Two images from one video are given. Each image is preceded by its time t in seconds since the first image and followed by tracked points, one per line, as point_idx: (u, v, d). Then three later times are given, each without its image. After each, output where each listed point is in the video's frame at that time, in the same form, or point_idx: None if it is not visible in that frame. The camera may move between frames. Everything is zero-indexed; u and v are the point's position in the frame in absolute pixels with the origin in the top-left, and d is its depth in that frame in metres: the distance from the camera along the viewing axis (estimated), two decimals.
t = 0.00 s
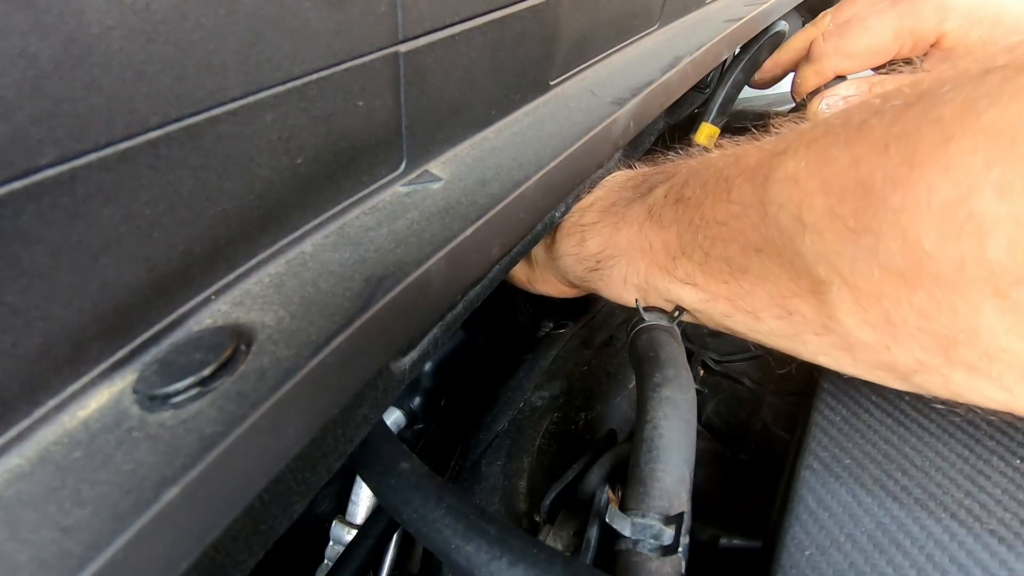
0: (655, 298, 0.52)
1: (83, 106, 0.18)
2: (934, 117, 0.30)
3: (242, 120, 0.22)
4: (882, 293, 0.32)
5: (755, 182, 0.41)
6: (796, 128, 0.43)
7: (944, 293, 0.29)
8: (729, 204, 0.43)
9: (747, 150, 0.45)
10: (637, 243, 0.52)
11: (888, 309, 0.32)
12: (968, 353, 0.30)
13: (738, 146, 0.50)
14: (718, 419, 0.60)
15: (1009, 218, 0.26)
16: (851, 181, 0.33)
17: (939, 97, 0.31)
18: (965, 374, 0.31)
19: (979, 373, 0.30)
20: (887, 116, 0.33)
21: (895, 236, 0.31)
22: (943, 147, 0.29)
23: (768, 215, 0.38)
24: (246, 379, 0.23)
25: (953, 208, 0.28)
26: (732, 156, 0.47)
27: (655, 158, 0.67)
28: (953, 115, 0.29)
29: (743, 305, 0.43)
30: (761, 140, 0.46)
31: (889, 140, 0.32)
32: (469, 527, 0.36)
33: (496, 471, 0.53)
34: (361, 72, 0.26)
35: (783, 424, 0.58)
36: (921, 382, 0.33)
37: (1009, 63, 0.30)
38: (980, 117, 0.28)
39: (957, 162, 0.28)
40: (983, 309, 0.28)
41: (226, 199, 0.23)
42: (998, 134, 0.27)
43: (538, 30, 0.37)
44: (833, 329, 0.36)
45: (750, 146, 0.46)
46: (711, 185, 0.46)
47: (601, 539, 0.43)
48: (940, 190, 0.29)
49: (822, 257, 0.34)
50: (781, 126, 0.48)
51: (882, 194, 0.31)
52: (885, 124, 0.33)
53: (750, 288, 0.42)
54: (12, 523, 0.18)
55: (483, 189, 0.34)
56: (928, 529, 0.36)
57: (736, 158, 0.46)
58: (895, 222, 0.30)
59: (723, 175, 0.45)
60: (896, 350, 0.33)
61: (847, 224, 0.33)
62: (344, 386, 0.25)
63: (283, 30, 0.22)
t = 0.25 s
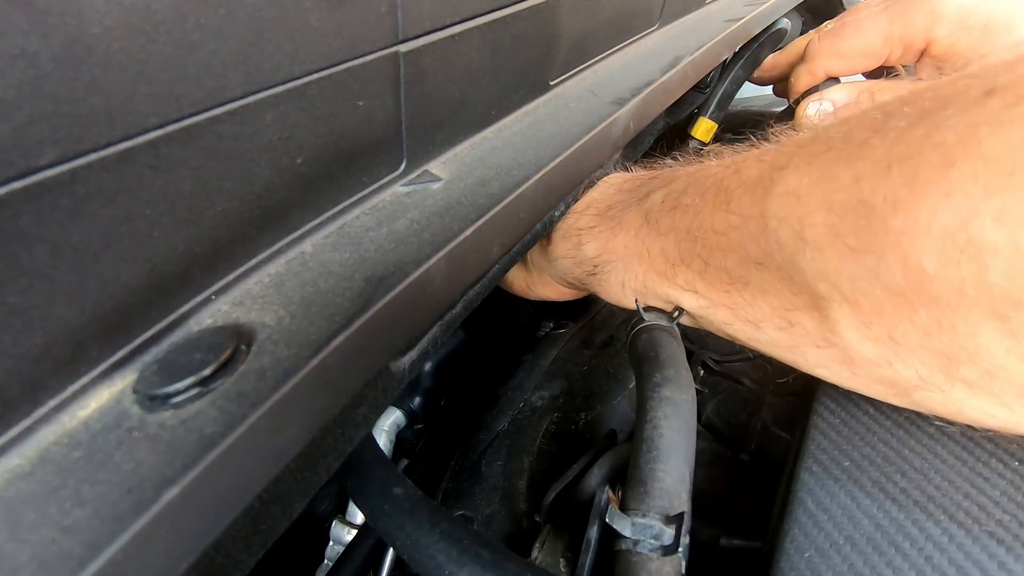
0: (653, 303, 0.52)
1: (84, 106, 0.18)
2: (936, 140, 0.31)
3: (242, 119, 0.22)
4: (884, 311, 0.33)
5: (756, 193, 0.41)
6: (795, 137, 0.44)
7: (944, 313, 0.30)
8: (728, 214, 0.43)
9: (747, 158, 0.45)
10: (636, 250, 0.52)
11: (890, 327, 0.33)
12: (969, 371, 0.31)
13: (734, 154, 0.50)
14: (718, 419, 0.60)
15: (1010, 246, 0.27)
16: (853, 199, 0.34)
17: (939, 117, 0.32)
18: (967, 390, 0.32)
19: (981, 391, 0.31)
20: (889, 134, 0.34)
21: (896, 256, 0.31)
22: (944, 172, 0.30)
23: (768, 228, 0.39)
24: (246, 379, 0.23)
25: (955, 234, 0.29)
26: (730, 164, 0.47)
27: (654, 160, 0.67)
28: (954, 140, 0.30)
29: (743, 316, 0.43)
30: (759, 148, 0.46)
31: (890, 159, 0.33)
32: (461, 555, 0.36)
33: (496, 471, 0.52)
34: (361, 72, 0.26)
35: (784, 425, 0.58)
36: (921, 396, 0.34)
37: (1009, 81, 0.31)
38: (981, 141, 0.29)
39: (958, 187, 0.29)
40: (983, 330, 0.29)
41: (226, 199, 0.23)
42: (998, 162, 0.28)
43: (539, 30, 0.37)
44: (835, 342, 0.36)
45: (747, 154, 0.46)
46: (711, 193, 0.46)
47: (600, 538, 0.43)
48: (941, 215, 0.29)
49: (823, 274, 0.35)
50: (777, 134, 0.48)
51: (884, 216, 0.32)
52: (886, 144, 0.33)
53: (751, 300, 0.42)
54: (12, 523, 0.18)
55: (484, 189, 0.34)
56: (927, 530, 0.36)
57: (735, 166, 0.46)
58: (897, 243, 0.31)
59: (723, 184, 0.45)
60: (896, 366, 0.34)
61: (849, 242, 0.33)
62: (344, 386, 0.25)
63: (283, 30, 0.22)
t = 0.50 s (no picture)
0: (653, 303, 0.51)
1: (84, 106, 0.18)
2: (930, 146, 0.31)
3: (241, 119, 0.22)
4: (878, 316, 0.33)
5: (751, 196, 0.41)
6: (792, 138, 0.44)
7: (937, 319, 0.31)
8: (724, 217, 0.43)
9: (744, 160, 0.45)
10: (634, 252, 0.52)
11: (884, 333, 0.33)
12: (963, 376, 0.31)
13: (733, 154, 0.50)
14: (718, 419, 0.60)
15: (1003, 252, 0.28)
16: (846, 204, 0.34)
17: (932, 123, 0.32)
18: (960, 395, 0.32)
19: (974, 397, 0.32)
20: (884, 138, 0.34)
21: (891, 261, 0.31)
22: (939, 177, 0.30)
23: (763, 231, 0.39)
24: (246, 379, 0.23)
25: (949, 240, 0.29)
26: (727, 166, 0.47)
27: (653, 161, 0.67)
28: (949, 145, 0.30)
29: (740, 319, 0.43)
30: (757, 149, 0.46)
31: (885, 165, 0.33)
32: (462, 551, 0.36)
33: (497, 470, 0.52)
34: (361, 72, 0.26)
35: (784, 425, 0.58)
36: (914, 403, 0.35)
37: (1004, 87, 0.31)
38: (976, 147, 0.29)
39: (952, 192, 0.29)
40: (977, 337, 0.30)
41: (226, 199, 0.23)
42: (992, 168, 0.29)
43: (539, 30, 0.37)
44: (831, 346, 0.36)
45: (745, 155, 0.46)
46: (707, 196, 0.46)
47: (600, 538, 0.43)
48: (936, 221, 0.30)
49: (818, 278, 0.35)
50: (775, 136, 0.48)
51: (879, 221, 0.32)
52: (881, 150, 0.34)
53: (747, 302, 0.42)
54: (12, 523, 0.18)
55: (484, 189, 0.34)
56: (927, 530, 0.36)
57: (731, 168, 0.46)
58: (891, 248, 0.31)
59: (720, 187, 0.45)
60: (890, 372, 0.34)
61: (843, 247, 0.33)
62: (344, 386, 0.25)
63: (283, 30, 0.22)
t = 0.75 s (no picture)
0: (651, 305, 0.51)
1: (84, 106, 0.18)
2: (922, 162, 0.31)
3: (241, 119, 0.22)
4: (871, 332, 0.33)
5: (745, 206, 0.40)
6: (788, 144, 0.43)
7: (928, 337, 0.31)
8: (718, 226, 0.43)
9: (738, 165, 0.45)
10: (632, 254, 0.52)
11: (876, 349, 0.33)
12: (953, 396, 0.31)
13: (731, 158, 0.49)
14: (718, 419, 0.60)
15: (991, 272, 0.28)
16: (836, 219, 0.34)
17: (925, 136, 0.32)
18: (952, 415, 0.32)
19: (964, 417, 0.32)
20: (876, 151, 0.34)
21: (882, 280, 0.31)
22: (929, 195, 0.30)
23: (757, 243, 0.39)
24: (246, 379, 0.23)
25: (938, 258, 0.29)
26: (721, 173, 0.46)
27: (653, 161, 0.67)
28: (940, 162, 0.30)
29: (735, 327, 0.43)
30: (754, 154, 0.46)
31: (875, 179, 0.32)
32: (458, 531, 0.36)
33: (497, 470, 0.52)
34: (361, 72, 0.26)
35: (784, 425, 0.58)
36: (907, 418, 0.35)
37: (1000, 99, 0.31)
38: (966, 165, 0.29)
39: (941, 210, 0.29)
40: (966, 356, 0.29)
41: (226, 199, 0.23)
42: (981, 186, 0.28)
43: (539, 29, 0.37)
44: (824, 360, 0.36)
45: (743, 159, 0.46)
46: (701, 203, 0.46)
47: (600, 537, 0.43)
48: (924, 240, 0.29)
49: (812, 291, 0.35)
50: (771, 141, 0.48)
51: (869, 237, 0.32)
52: (873, 163, 0.33)
53: (742, 312, 0.42)
54: (12, 523, 0.18)
55: (483, 189, 0.34)
56: (926, 532, 0.36)
57: (726, 174, 0.45)
58: (881, 266, 0.31)
59: (713, 195, 0.45)
60: (882, 388, 0.34)
61: (834, 263, 0.33)
62: (344, 386, 0.25)
63: (283, 30, 0.22)
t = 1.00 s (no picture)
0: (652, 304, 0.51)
1: (84, 106, 0.18)
2: (923, 166, 0.31)
3: (241, 119, 0.22)
4: (870, 335, 0.33)
5: (745, 208, 0.40)
6: (791, 145, 0.43)
7: (927, 340, 0.30)
8: (718, 228, 0.43)
9: (738, 166, 0.45)
10: (632, 254, 0.52)
11: (876, 351, 0.33)
12: (953, 399, 0.31)
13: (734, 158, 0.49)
14: (718, 419, 0.60)
15: (991, 276, 0.28)
16: (836, 222, 0.34)
17: (927, 138, 0.32)
18: (952, 419, 0.32)
19: (963, 421, 0.31)
20: (877, 154, 0.33)
21: (882, 283, 0.31)
22: (929, 199, 0.30)
23: (757, 245, 0.39)
24: (246, 379, 0.23)
25: (937, 263, 0.29)
26: (722, 172, 0.46)
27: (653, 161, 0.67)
28: (940, 166, 0.30)
29: (734, 327, 0.43)
30: (755, 155, 0.46)
31: (876, 182, 0.32)
32: (451, 522, 0.36)
33: (497, 470, 0.52)
34: (361, 72, 0.26)
35: (784, 425, 0.58)
36: (907, 420, 0.35)
37: (1002, 100, 0.30)
38: (967, 169, 0.29)
39: (942, 215, 0.29)
40: (966, 359, 0.29)
41: (226, 199, 0.23)
42: (983, 190, 0.28)
43: (539, 29, 0.37)
44: (824, 363, 0.36)
45: (744, 159, 0.46)
46: (701, 204, 0.45)
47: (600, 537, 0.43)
48: (924, 244, 0.29)
49: (812, 294, 0.35)
50: (773, 142, 0.48)
51: (868, 241, 0.32)
52: (873, 166, 0.33)
53: (742, 313, 0.42)
54: (12, 523, 0.18)
55: (483, 189, 0.34)
56: (926, 532, 0.36)
57: (726, 175, 0.45)
58: (881, 270, 0.31)
59: (713, 196, 0.45)
60: (882, 390, 0.34)
61: (833, 266, 0.33)
62: (344, 386, 0.25)
63: (283, 30, 0.22)
